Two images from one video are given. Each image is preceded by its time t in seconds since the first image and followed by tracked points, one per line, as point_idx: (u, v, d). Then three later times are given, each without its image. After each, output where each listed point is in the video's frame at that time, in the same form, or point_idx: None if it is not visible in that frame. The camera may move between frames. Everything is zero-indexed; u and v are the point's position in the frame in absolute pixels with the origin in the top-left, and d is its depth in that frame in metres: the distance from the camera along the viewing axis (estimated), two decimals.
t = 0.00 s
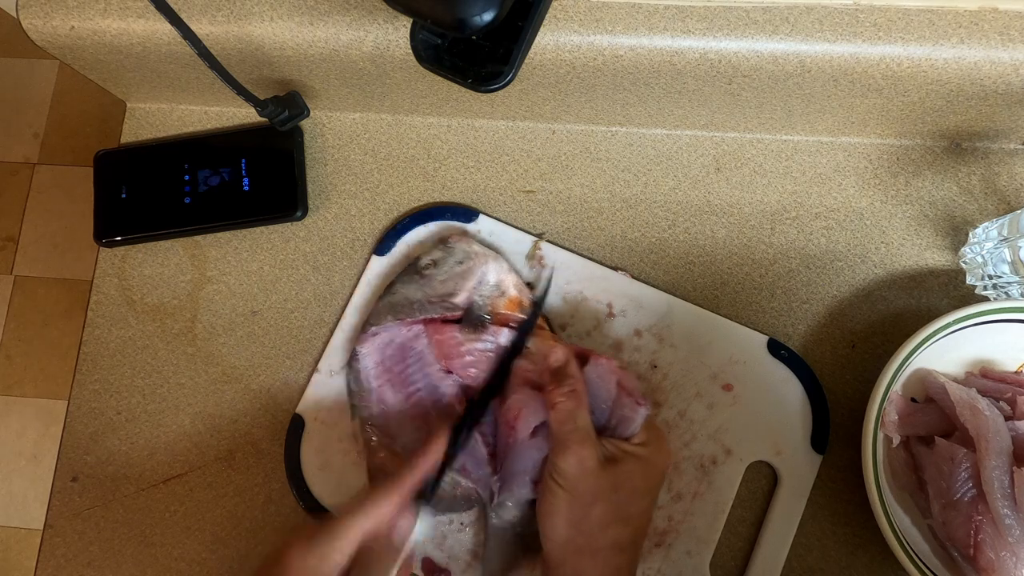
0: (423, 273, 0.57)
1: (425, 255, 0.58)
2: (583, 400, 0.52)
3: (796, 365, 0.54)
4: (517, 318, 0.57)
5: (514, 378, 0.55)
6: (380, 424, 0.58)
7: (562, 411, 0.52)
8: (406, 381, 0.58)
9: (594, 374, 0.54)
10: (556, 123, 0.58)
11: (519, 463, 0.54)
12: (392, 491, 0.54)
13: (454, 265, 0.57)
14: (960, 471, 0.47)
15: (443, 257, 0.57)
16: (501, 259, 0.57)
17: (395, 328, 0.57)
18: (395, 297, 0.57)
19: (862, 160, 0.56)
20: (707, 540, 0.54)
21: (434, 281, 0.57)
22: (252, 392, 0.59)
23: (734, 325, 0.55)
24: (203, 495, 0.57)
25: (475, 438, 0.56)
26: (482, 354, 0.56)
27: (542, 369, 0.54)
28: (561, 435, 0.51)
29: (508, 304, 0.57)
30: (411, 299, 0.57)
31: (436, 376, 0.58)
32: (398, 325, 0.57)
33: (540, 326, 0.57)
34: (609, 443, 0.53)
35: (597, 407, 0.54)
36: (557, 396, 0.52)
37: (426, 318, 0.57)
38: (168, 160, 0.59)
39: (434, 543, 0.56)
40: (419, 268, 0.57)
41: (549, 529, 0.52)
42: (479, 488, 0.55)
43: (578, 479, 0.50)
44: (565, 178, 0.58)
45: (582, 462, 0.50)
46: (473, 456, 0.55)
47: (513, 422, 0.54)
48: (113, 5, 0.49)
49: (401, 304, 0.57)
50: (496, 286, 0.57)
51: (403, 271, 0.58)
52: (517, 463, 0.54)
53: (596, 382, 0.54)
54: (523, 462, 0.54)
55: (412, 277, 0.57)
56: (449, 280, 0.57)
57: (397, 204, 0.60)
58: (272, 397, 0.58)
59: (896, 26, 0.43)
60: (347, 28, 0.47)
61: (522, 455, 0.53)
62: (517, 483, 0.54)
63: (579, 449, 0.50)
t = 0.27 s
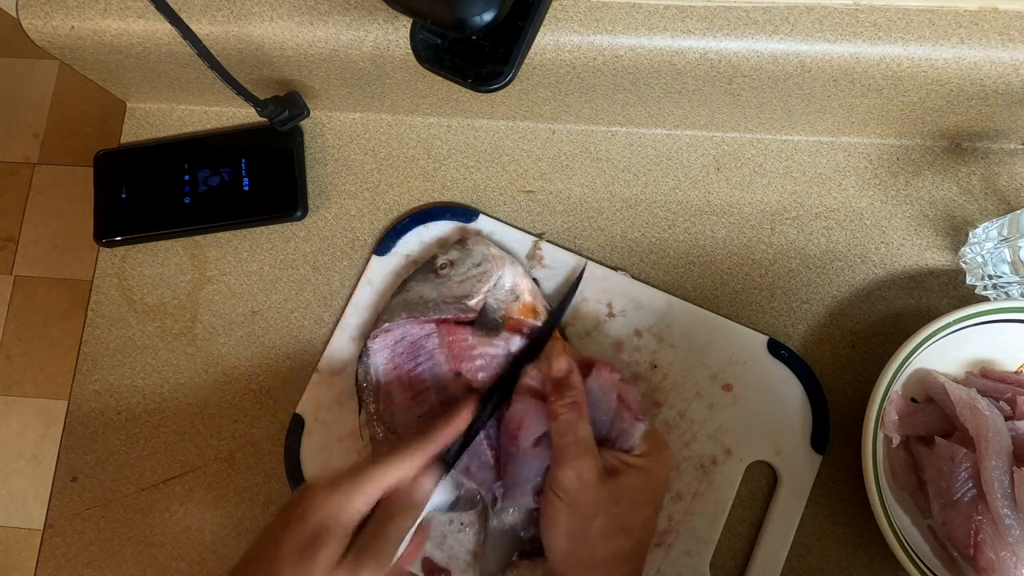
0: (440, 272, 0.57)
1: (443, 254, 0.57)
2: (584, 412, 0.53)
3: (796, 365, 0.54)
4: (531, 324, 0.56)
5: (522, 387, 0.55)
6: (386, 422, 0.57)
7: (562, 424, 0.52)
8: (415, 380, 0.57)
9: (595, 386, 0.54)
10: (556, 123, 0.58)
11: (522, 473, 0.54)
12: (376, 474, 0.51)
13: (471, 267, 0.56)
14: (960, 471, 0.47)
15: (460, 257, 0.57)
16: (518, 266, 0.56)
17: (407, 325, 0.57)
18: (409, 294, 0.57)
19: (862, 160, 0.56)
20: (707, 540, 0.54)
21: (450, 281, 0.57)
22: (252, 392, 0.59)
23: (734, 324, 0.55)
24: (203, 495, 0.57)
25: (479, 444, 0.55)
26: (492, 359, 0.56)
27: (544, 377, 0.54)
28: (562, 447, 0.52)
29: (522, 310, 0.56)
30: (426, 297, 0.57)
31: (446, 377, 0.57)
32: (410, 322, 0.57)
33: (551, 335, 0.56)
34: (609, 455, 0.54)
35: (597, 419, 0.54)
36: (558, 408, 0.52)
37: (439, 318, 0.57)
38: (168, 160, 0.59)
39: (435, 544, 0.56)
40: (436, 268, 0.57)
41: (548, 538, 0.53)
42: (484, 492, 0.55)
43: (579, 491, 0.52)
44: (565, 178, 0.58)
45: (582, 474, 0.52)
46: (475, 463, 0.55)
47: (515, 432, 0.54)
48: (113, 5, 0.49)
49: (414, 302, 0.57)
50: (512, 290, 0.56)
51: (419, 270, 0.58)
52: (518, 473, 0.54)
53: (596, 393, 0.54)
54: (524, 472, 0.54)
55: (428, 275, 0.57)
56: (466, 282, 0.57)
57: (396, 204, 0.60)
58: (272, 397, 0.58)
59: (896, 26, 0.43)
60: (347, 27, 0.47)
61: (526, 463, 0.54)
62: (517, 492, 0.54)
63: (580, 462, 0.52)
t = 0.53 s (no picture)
0: (446, 271, 0.57)
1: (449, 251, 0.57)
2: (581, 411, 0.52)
3: (796, 366, 0.54)
4: (534, 326, 0.57)
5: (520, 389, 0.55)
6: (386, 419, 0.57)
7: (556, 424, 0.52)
8: (417, 378, 0.57)
9: (590, 384, 0.53)
10: (556, 123, 0.58)
11: (519, 473, 0.54)
12: (398, 465, 0.49)
13: (477, 266, 0.56)
14: (960, 471, 0.47)
15: (467, 255, 0.57)
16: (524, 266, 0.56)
17: (410, 322, 0.57)
18: (414, 291, 0.57)
19: (862, 160, 0.56)
20: (707, 540, 0.54)
21: (455, 279, 0.57)
22: (252, 392, 0.59)
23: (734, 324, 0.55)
24: (203, 495, 0.57)
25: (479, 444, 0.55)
26: (494, 360, 0.56)
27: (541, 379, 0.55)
28: (557, 447, 0.52)
29: (526, 311, 0.57)
30: (430, 295, 0.57)
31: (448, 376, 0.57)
32: (413, 320, 0.57)
33: (554, 337, 0.57)
34: (607, 454, 0.53)
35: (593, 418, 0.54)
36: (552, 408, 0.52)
37: (444, 316, 0.57)
38: (168, 160, 0.59)
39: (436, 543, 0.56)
40: (442, 266, 0.57)
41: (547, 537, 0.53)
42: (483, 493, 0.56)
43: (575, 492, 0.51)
44: (565, 178, 0.58)
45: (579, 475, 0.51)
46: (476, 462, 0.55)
47: (512, 432, 0.54)
48: (113, 5, 0.49)
49: (419, 300, 0.57)
50: (517, 291, 0.56)
51: (425, 267, 0.58)
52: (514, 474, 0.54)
53: (591, 390, 0.53)
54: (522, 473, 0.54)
55: (433, 273, 0.57)
56: (472, 280, 0.57)
57: (396, 204, 0.60)
58: (272, 397, 0.58)
59: (896, 26, 0.43)
60: (347, 27, 0.47)
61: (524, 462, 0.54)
62: (514, 493, 0.54)
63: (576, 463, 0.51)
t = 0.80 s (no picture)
0: (445, 273, 0.57)
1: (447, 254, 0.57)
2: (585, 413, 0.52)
3: (796, 366, 0.54)
4: (536, 328, 0.56)
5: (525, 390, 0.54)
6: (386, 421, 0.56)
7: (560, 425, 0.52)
8: (417, 381, 0.57)
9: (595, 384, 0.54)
10: (556, 123, 0.58)
11: (520, 474, 0.54)
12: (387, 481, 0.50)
13: (476, 268, 0.56)
14: (960, 471, 0.47)
15: (466, 258, 0.57)
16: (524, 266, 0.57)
17: (410, 325, 0.57)
18: (414, 294, 0.57)
19: (862, 160, 0.56)
20: (707, 540, 0.54)
21: (455, 283, 0.57)
22: (252, 392, 0.59)
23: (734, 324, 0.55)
24: (203, 495, 0.57)
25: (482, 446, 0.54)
26: (496, 362, 0.56)
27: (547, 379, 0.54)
28: (563, 448, 0.51)
29: (526, 313, 0.56)
30: (430, 298, 0.57)
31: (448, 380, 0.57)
32: (414, 323, 0.57)
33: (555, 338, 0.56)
34: (610, 456, 0.53)
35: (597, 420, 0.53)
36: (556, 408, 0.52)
37: (444, 319, 0.57)
38: (168, 160, 0.59)
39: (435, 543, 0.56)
40: (441, 268, 0.57)
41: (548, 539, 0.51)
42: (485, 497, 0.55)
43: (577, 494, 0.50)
44: (565, 178, 0.58)
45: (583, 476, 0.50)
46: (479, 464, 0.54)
47: (516, 433, 0.53)
48: (113, 5, 0.49)
49: (418, 303, 0.57)
50: (517, 293, 0.56)
51: (424, 271, 0.58)
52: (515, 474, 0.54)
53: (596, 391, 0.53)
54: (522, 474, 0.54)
55: (433, 276, 0.57)
56: (471, 282, 0.56)
57: (396, 204, 0.60)
58: (272, 397, 0.58)
59: (895, 27, 0.43)
60: (347, 27, 0.47)
61: (525, 463, 0.54)
62: (515, 494, 0.54)
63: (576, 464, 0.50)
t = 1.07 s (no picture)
0: (444, 273, 0.58)
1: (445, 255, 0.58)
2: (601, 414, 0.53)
3: (796, 366, 0.54)
4: (536, 328, 0.56)
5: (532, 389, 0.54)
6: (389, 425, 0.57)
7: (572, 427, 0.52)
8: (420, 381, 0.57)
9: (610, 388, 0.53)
10: (556, 123, 0.58)
11: (530, 477, 0.53)
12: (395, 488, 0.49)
13: (475, 267, 0.57)
14: (960, 471, 0.48)
15: (464, 258, 0.57)
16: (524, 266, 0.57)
17: (411, 326, 0.57)
18: (415, 292, 0.58)
19: (862, 160, 0.56)
20: (708, 541, 0.54)
21: (454, 281, 0.57)
22: (252, 392, 0.59)
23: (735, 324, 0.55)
24: (203, 495, 0.57)
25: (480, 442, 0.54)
26: (497, 361, 0.55)
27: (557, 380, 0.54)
28: (586, 450, 0.51)
29: (526, 312, 0.56)
30: (430, 296, 0.57)
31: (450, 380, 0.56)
32: (415, 322, 0.57)
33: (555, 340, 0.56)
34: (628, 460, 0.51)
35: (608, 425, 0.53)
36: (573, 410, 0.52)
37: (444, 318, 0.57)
38: (168, 160, 0.59)
39: (435, 543, 0.56)
40: (440, 268, 0.58)
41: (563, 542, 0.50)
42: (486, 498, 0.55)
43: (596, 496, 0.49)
44: (565, 178, 0.58)
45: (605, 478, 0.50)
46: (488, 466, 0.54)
47: (528, 433, 0.53)
48: (113, 5, 0.49)
49: (418, 302, 0.57)
50: (516, 293, 0.56)
51: (424, 271, 0.58)
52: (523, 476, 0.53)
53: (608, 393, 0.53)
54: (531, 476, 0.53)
55: (434, 275, 0.58)
56: (470, 280, 0.57)
57: (395, 204, 0.60)
58: (272, 397, 0.58)
59: (895, 27, 0.43)
60: (347, 27, 0.47)
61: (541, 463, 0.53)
62: (524, 496, 0.54)
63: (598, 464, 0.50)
